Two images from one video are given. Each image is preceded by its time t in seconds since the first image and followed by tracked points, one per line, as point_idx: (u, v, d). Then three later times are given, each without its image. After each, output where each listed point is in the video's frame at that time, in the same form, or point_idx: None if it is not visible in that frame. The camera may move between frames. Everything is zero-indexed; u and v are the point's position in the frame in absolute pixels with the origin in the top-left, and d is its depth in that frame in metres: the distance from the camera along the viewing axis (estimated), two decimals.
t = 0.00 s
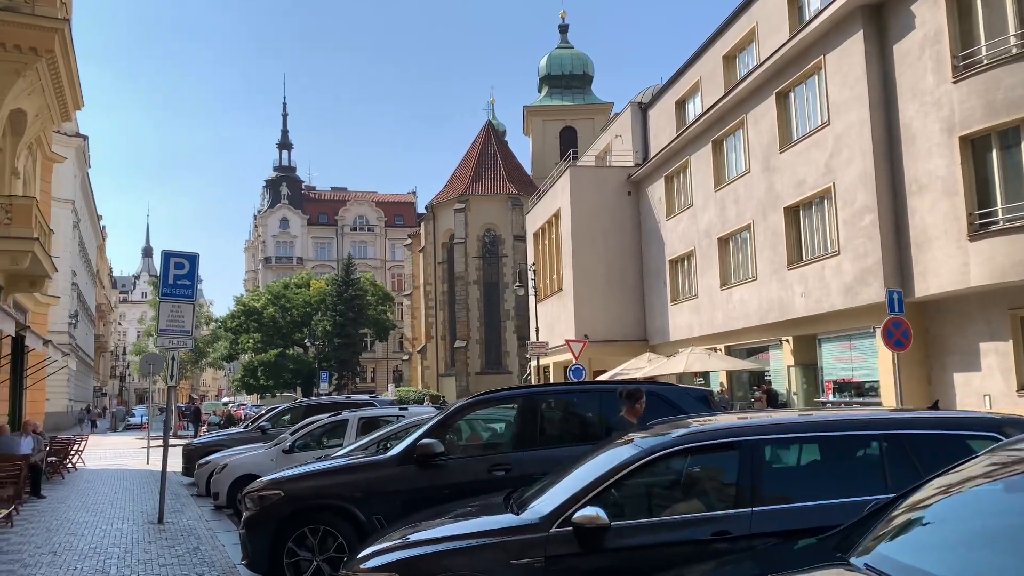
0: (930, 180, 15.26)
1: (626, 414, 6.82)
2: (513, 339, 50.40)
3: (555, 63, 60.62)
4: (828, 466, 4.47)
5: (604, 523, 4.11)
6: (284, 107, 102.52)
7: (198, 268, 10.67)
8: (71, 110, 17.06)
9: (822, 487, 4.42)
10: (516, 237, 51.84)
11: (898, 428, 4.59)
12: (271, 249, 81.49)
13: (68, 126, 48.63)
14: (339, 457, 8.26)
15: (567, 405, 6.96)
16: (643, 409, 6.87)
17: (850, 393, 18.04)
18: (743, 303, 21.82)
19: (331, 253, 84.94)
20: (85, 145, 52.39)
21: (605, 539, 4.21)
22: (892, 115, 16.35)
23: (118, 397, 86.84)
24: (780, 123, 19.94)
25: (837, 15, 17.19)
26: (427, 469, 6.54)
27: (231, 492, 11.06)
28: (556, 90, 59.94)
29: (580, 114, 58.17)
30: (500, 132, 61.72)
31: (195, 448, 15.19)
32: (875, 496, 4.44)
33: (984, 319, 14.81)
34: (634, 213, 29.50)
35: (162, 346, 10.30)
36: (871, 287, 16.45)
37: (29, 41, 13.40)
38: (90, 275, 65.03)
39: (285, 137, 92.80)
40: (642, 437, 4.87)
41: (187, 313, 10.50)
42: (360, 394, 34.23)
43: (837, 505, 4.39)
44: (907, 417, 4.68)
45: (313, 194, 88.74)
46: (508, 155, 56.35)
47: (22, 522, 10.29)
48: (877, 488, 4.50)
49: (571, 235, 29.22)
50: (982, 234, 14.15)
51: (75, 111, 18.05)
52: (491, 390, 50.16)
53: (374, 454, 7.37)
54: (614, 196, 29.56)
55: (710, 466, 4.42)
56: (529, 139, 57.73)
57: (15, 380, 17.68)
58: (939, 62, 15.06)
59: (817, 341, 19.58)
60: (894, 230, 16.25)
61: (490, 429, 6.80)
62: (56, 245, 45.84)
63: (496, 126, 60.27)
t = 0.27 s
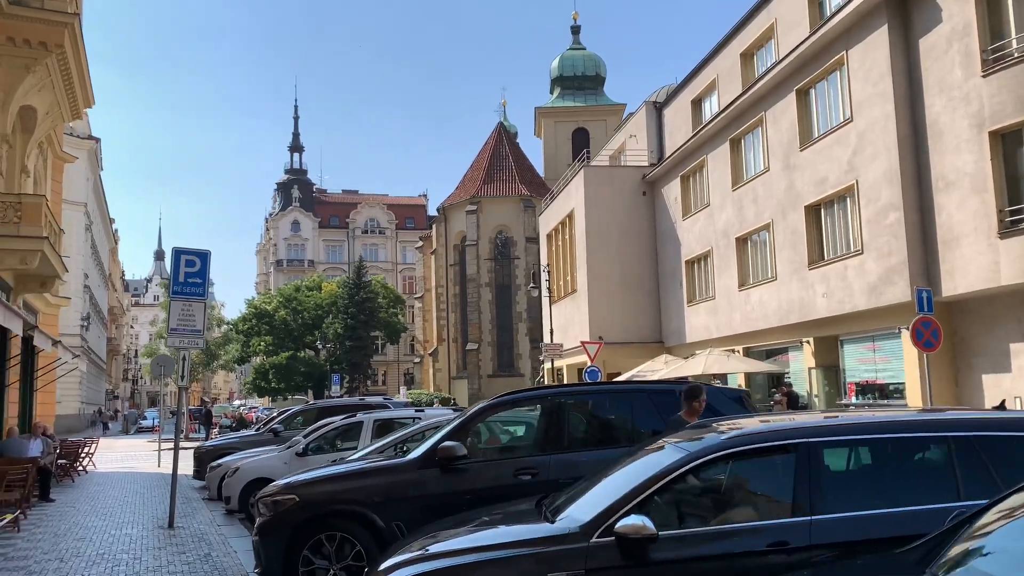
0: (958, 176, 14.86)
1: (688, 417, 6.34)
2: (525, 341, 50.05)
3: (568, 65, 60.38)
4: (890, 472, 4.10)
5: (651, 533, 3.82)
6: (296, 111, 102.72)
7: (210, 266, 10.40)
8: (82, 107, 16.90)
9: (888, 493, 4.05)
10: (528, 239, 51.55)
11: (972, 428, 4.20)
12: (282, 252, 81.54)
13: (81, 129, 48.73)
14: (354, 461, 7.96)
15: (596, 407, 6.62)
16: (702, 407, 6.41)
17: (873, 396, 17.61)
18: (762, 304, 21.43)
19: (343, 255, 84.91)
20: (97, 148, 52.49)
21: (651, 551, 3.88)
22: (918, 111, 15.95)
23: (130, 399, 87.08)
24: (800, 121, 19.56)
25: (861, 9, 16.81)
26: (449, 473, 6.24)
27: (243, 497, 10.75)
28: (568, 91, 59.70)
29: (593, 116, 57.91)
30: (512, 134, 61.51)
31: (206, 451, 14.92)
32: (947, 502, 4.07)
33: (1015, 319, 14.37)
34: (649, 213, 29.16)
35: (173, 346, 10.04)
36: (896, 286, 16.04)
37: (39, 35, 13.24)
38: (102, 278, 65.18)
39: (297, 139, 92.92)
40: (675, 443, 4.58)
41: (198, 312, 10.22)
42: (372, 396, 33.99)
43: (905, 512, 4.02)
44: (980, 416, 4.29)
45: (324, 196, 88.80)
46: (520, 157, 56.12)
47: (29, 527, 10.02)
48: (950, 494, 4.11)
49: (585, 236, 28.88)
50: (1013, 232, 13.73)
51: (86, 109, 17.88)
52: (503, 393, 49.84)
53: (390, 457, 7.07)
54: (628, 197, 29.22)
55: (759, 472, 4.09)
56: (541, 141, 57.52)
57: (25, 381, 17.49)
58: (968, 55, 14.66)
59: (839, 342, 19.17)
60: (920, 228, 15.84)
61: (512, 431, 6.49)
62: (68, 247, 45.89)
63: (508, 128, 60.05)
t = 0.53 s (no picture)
0: (982, 174, 14.50)
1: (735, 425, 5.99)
2: (531, 342, 49.67)
3: (574, 64, 60.08)
4: (962, 484, 3.71)
5: (708, 555, 3.53)
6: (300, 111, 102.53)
7: (215, 264, 10.07)
8: (85, 104, 16.63)
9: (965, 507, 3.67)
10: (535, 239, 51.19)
11: None
12: (287, 253, 81.32)
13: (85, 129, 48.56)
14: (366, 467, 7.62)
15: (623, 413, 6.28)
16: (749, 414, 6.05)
17: (892, 398, 17.24)
18: (776, 304, 21.06)
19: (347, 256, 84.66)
20: (101, 147, 52.26)
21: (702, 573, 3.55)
22: (939, 107, 15.59)
23: (134, 400, 86.89)
24: (815, 118, 19.20)
25: (879, 3, 16.45)
26: (469, 482, 5.90)
27: (249, 503, 10.41)
28: (574, 91, 59.43)
29: (599, 115, 57.62)
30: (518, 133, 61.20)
31: (211, 454, 14.60)
32: None
33: None
34: (659, 212, 28.82)
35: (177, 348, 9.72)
36: (916, 286, 15.66)
37: (41, 30, 12.96)
38: (106, 278, 65.01)
39: (302, 140, 92.72)
40: (709, 455, 4.27)
41: (203, 312, 9.92)
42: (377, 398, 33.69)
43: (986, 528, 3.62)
44: None
45: (329, 197, 88.58)
46: (526, 156, 55.81)
47: (29, 533, 9.71)
48: None
49: (594, 236, 28.52)
50: None
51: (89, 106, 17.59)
52: (510, 394, 49.48)
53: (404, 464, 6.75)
54: (638, 196, 28.88)
55: (816, 486, 3.76)
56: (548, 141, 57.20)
57: (27, 382, 17.20)
58: (991, 49, 14.31)
59: (856, 343, 18.79)
60: (941, 227, 15.46)
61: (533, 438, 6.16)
62: (71, 248, 45.67)
63: (514, 128, 59.75)
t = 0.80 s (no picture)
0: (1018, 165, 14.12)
1: (801, 423, 5.86)
2: (546, 340, 49.32)
3: (589, 59, 59.66)
4: None
5: (785, 568, 3.18)
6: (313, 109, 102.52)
7: (233, 257, 9.82)
8: (101, 97, 16.43)
9: None
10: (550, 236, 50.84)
11: None
12: (300, 250, 81.32)
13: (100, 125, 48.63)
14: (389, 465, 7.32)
15: (664, 407, 5.95)
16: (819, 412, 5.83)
17: (921, 397, 16.85)
18: (800, 300, 20.67)
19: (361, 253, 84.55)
20: (116, 144, 52.33)
21: None
22: (972, 96, 15.18)
23: (148, 397, 87.17)
24: (841, 109, 18.79)
25: None
26: (501, 482, 5.58)
27: (267, 501, 10.12)
28: (589, 86, 59.03)
29: (614, 111, 57.20)
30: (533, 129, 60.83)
31: (227, 451, 14.35)
32: None
33: None
34: (677, 208, 28.44)
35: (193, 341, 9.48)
36: (948, 282, 15.26)
37: (57, 19, 12.73)
38: (121, 275, 65.17)
39: (315, 137, 92.68)
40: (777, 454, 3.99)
41: (221, 306, 9.67)
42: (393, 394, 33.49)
43: None
44: None
45: (342, 194, 88.52)
46: (541, 152, 55.46)
47: (44, 531, 9.50)
48: None
49: (611, 232, 28.15)
50: None
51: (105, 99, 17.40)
52: (524, 391, 49.18)
53: (431, 462, 6.45)
54: (656, 191, 28.49)
55: (904, 491, 3.48)
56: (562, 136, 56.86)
57: (42, 378, 17.03)
58: None
59: (883, 340, 18.39)
60: (975, 220, 15.05)
61: (568, 436, 5.85)
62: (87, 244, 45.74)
63: (529, 124, 59.41)
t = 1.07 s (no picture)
0: None
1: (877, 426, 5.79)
2: (556, 340, 48.95)
3: (598, 59, 59.36)
4: None
5: None
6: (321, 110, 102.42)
7: (243, 255, 9.51)
8: (107, 94, 16.14)
9: None
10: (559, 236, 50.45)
11: None
12: (308, 251, 81.17)
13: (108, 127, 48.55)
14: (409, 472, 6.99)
15: (703, 412, 5.61)
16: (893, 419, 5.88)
17: (946, 398, 16.44)
18: (818, 300, 20.29)
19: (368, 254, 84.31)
20: (125, 145, 52.23)
21: None
22: (999, 90, 14.79)
23: (157, 398, 87.15)
24: (861, 105, 18.40)
25: None
26: (531, 493, 5.25)
27: (279, 507, 9.78)
28: (598, 86, 58.74)
29: (623, 110, 56.87)
30: (541, 129, 60.49)
31: (237, 455, 14.05)
32: None
33: None
34: (691, 207, 28.08)
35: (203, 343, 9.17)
36: (975, 280, 14.86)
37: (62, 13, 12.44)
38: (130, 277, 65.15)
39: (323, 138, 92.56)
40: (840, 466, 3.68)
41: (231, 306, 9.36)
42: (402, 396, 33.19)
43: None
44: None
45: (350, 195, 88.34)
46: (550, 152, 55.13)
47: (49, 539, 9.23)
48: None
49: (624, 232, 27.80)
50: None
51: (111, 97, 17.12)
52: (534, 393, 48.83)
53: (453, 469, 6.14)
54: (669, 190, 28.12)
55: (1001, 506, 3.07)
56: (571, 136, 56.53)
57: (49, 380, 16.77)
58: None
59: (905, 340, 17.98)
60: (1002, 217, 14.64)
61: (601, 443, 5.51)
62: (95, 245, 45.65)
63: (537, 124, 59.10)
